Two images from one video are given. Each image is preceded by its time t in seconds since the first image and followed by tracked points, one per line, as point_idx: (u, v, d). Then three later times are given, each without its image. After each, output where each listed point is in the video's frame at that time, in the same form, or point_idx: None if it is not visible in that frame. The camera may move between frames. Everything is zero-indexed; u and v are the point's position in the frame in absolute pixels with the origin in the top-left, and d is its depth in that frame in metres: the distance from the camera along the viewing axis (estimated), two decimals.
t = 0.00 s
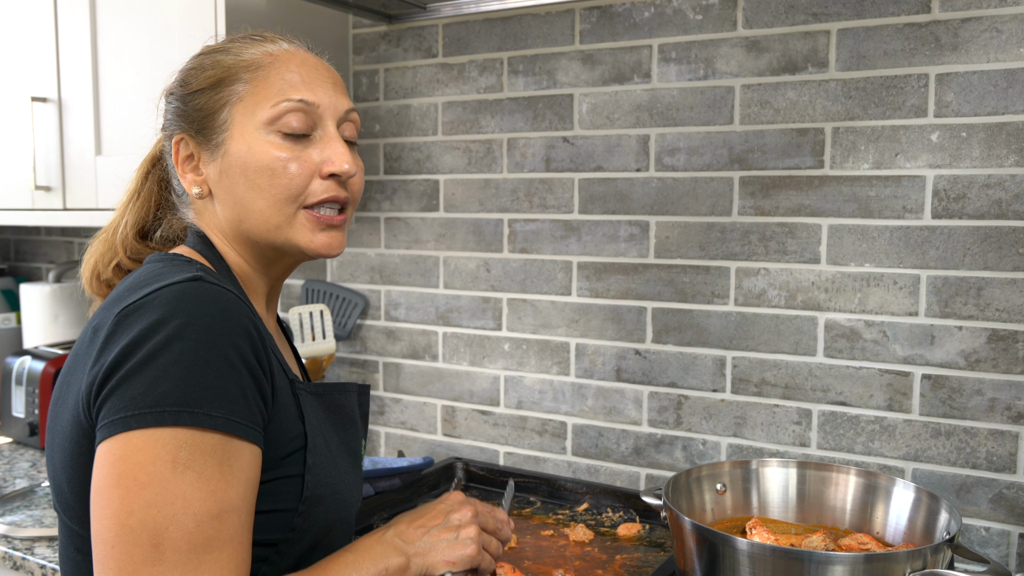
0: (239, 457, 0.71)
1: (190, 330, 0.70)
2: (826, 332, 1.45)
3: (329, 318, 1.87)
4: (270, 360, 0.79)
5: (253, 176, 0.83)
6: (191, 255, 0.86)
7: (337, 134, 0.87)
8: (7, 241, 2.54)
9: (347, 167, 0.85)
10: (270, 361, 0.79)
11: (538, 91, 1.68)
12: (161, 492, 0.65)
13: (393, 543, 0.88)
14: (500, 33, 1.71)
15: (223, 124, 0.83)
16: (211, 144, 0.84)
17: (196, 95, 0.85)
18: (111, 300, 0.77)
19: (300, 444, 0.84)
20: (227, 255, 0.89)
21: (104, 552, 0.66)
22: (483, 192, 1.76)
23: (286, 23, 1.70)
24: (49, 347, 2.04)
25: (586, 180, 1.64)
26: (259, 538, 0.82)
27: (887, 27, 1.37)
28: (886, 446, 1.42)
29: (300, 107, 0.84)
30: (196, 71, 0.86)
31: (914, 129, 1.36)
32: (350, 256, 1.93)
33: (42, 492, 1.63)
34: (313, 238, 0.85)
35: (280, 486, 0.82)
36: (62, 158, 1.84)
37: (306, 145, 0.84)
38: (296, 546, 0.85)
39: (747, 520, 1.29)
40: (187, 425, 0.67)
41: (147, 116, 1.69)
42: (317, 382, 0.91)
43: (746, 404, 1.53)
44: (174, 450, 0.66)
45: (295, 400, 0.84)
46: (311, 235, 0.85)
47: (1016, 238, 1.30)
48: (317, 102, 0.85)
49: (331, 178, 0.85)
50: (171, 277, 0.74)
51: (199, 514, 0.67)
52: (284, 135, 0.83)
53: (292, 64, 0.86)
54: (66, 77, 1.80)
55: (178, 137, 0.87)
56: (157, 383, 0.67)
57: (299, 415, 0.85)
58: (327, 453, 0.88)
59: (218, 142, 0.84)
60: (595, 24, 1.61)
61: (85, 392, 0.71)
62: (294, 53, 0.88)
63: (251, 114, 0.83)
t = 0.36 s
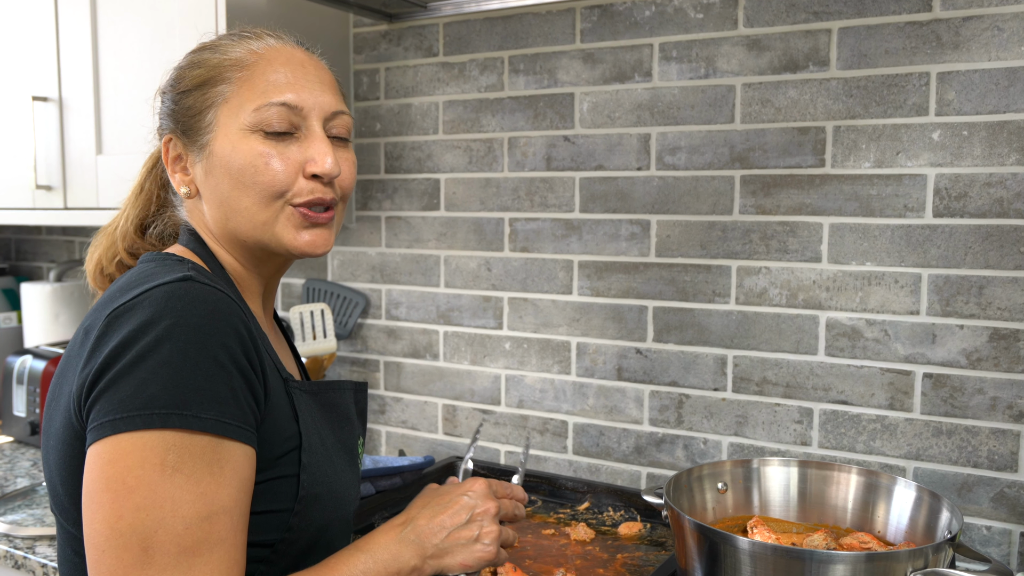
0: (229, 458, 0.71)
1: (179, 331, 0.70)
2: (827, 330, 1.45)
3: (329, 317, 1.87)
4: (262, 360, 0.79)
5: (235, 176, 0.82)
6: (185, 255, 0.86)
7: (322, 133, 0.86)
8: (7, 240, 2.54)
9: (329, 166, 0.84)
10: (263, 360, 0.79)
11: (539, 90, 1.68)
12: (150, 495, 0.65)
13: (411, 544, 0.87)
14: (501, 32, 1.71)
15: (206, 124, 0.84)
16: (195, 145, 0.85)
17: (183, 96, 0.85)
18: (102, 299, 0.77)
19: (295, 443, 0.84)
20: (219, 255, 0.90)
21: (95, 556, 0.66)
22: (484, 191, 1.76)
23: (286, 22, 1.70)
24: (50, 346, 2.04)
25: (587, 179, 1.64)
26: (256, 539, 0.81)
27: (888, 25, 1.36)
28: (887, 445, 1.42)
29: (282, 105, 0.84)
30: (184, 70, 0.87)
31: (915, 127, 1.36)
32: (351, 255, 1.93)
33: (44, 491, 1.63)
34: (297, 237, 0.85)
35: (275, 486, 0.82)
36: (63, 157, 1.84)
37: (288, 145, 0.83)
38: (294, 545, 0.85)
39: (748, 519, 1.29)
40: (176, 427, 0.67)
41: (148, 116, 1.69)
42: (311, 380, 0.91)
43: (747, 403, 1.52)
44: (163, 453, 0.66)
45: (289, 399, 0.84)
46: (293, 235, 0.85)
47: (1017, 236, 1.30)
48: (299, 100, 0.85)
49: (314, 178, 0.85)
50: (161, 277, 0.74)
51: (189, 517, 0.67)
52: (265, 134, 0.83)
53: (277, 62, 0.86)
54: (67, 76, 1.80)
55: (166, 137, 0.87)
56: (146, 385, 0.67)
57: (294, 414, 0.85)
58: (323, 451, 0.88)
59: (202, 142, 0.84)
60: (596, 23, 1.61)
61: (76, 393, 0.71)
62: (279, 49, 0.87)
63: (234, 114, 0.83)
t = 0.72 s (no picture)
0: (230, 470, 0.70)
1: (180, 342, 0.69)
2: (829, 330, 1.45)
3: (331, 317, 1.87)
4: (264, 367, 0.79)
5: (220, 177, 0.83)
6: (186, 256, 0.87)
7: (308, 131, 0.85)
8: (9, 239, 2.54)
9: (313, 166, 0.83)
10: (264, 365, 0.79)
11: (540, 89, 1.68)
12: (151, 509, 0.65)
13: None
14: (502, 31, 1.71)
15: (194, 124, 0.84)
16: (185, 145, 0.85)
17: (173, 96, 0.86)
18: (104, 306, 0.77)
19: (297, 449, 0.84)
20: (219, 259, 0.90)
21: (95, 569, 0.66)
22: (485, 190, 1.76)
23: (288, 21, 1.70)
24: (52, 346, 2.04)
25: (588, 178, 1.64)
26: (258, 545, 0.81)
27: (890, 25, 1.36)
28: (889, 444, 1.42)
29: (266, 103, 0.83)
30: (176, 68, 0.87)
31: (917, 127, 1.35)
32: (352, 255, 1.93)
33: (45, 491, 1.63)
34: (283, 238, 0.84)
35: (278, 492, 0.82)
36: (65, 156, 1.84)
37: (272, 145, 0.83)
38: (298, 549, 0.85)
39: (750, 519, 1.29)
40: (176, 440, 0.67)
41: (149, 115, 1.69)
42: (312, 383, 0.91)
43: (749, 403, 1.52)
44: (163, 466, 0.66)
45: (291, 404, 0.84)
46: (279, 236, 0.84)
47: (1019, 236, 1.30)
48: (284, 97, 0.84)
49: (299, 177, 0.84)
50: (163, 285, 0.74)
51: (189, 531, 0.67)
52: (249, 134, 0.82)
53: (265, 58, 0.85)
54: (69, 75, 1.80)
55: (161, 137, 0.89)
56: (146, 397, 0.67)
57: (295, 419, 0.84)
58: (325, 455, 0.88)
59: (190, 143, 0.84)
60: (598, 22, 1.61)
61: (77, 401, 0.71)
62: (267, 44, 0.86)
63: (218, 114, 0.83)
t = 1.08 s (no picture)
0: (237, 471, 0.71)
1: (185, 343, 0.69)
2: (829, 331, 1.45)
3: (331, 317, 1.87)
4: (267, 367, 0.79)
5: (217, 182, 0.83)
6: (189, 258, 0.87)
7: (300, 128, 0.85)
8: (9, 239, 2.54)
9: (308, 163, 0.83)
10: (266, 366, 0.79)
11: (540, 89, 1.68)
12: (160, 512, 0.66)
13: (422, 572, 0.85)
14: (503, 31, 1.71)
15: (187, 130, 0.84)
16: (179, 152, 0.85)
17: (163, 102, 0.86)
18: (108, 306, 0.77)
19: (298, 451, 0.84)
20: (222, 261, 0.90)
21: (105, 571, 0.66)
22: (485, 191, 1.76)
23: (288, 22, 1.70)
24: (52, 346, 2.04)
25: (588, 179, 1.64)
26: (259, 547, 0.81)
27: (890, 25, 1.36)
28: (889, 445, 1.42)
29: (255, 103, 0.83)
30: (164, 75, 0.87)
31: (917, 128, 1.36)
32: (352, 255, 1.93)
33: (45, 491, 1.63)
34: (284, 238, 0.85)
35: (280, 494, 0.82)
36: (65, 156, 1.84)
37: (265, 145, 0.83)
38: (299, 551, 0.85)
39: (750, 520, 1.29)
40: (184, 442, 0.67)
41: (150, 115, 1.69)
42: (313, 384, 0.91)
43: (749, 403, 1.52)
44: (172, 468, 0.66)
45: (292, 405, 0.84)
46: (280, 236, 0.84)
47: (1019, 237, 1.30)
48: (273, 95, 0.83)
49: (294, 176, 0.84)
50: (168, 286, 0.74)
51: (199, 532, 0.67)
52: (241, 136, 0.82)
53: (251, 57, 0.84)
54: (69, 76, 1.80)
55: (155, 145, 0.89)
56: (153, 399, 0.67)
57: (297, 421, 0.85)
58: (326, 456, 0.88)
59: (184, 149, 0.85)
60: (598, 23, 1.61)
61: (81, 403, 0.71)
62: (251, 43, 0.86)
63: (208, 117, 0.82)
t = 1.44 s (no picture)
0: (225, 473, 0.71)
1: (173, 346, 0.69)
2: (825, 331, 1.45)
3: (328, 317, 1.87)
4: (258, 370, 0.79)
5: (216, 178, 0.83)
6: (184, 258, 0.87)
7: (303, 128, 0.85)
8: (6, 239, 2.54)
9: (309, 162, 0.83)
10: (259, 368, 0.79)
11: (538, 90, 1.68)
12: (147, 515, 0.66)
13: None
14: (500, 32, 1.72)
15: (190, 126, 0.84)
16: (181, 147, 0.85)
17: (169, 99, 0.86)
18: (98, 308, 0.77)
19: (291, 453, 0.84)
20: (217, 261, 0.90)
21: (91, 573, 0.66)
22: (483, 191, 1.76)
23: (285, 22, 1.70)
24: (49, 346, 2.04)
25: (586, 179, 1.64)
26: (253, 549, 0.81)
27: (886, 27, 1.37)
28: (885, 445, 1.42)
29: (260, 102, 0.83)
30: (171, 72, 0.87)
31: (914, 128, 1.36)
32: (350, 255, 1.93)
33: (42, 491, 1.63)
34: (282, 238, 0.84)
35: (273, 495, 0.82)
36: (62, 156, 1.83)
37: (267, 143, 0.83)
38: (293, 552, 0.85)
39: (746, 520, 1.29)
40: (170, 445, 0.67)
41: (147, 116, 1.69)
42: (307, 385, 0.91)
43: (746, 403, 1.53)
44: (158, 471, 0.67)
45: (285, 407, 0.85)
46: (276, 235, 0.84)
47: (1015, 238, 1.30)
48: (278, 94, 0.84)
49: (294, 175, 0.84)
50: (156, 288, 0.74)
51: (185, 535, 0.68)
52: (244, 133, 0.83)
53: (258, 56, 0.85)
54: (66, 76, 1.80)
55: (158, 141, 0.89)
56: (140, 401, 0.67)
57: (289, 423, 0.85)
58: (319, 457, 0.88)
59: (186, 144, 0.85)
60: (596, 23, 1.61)
61: (70, 405, 0.71)
62: (260, 44, 0.86)
63: (212, 114, 0.83)
